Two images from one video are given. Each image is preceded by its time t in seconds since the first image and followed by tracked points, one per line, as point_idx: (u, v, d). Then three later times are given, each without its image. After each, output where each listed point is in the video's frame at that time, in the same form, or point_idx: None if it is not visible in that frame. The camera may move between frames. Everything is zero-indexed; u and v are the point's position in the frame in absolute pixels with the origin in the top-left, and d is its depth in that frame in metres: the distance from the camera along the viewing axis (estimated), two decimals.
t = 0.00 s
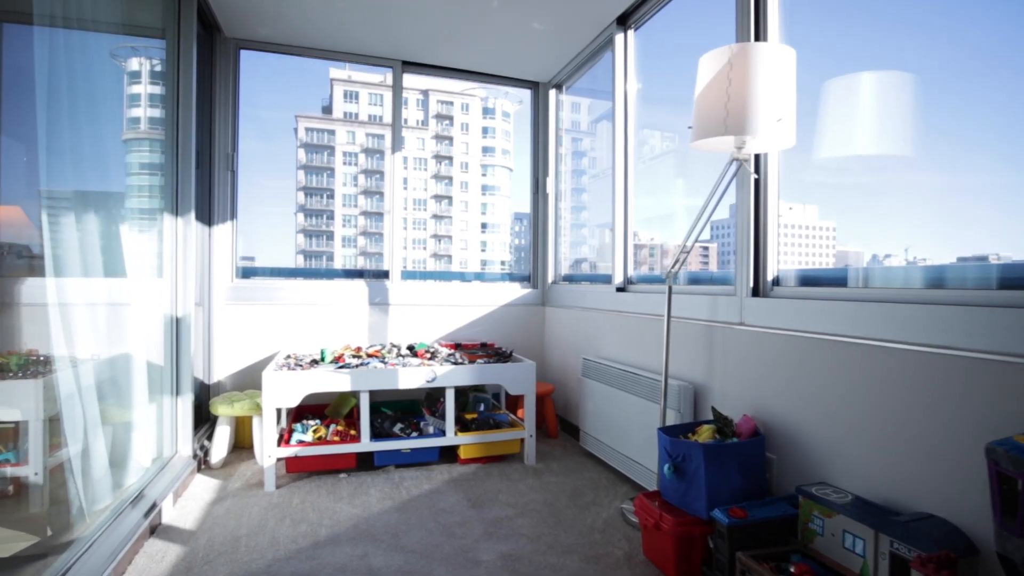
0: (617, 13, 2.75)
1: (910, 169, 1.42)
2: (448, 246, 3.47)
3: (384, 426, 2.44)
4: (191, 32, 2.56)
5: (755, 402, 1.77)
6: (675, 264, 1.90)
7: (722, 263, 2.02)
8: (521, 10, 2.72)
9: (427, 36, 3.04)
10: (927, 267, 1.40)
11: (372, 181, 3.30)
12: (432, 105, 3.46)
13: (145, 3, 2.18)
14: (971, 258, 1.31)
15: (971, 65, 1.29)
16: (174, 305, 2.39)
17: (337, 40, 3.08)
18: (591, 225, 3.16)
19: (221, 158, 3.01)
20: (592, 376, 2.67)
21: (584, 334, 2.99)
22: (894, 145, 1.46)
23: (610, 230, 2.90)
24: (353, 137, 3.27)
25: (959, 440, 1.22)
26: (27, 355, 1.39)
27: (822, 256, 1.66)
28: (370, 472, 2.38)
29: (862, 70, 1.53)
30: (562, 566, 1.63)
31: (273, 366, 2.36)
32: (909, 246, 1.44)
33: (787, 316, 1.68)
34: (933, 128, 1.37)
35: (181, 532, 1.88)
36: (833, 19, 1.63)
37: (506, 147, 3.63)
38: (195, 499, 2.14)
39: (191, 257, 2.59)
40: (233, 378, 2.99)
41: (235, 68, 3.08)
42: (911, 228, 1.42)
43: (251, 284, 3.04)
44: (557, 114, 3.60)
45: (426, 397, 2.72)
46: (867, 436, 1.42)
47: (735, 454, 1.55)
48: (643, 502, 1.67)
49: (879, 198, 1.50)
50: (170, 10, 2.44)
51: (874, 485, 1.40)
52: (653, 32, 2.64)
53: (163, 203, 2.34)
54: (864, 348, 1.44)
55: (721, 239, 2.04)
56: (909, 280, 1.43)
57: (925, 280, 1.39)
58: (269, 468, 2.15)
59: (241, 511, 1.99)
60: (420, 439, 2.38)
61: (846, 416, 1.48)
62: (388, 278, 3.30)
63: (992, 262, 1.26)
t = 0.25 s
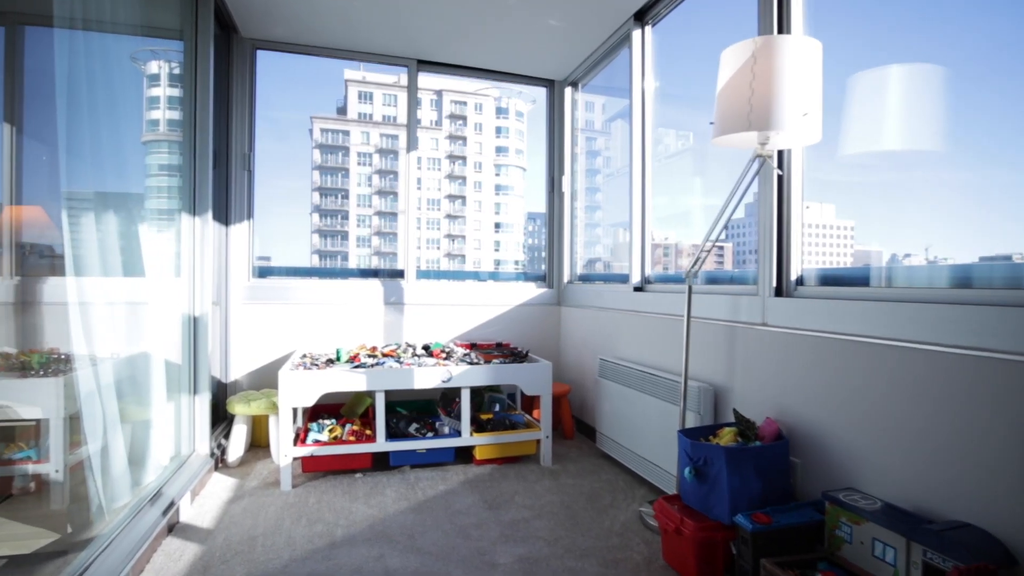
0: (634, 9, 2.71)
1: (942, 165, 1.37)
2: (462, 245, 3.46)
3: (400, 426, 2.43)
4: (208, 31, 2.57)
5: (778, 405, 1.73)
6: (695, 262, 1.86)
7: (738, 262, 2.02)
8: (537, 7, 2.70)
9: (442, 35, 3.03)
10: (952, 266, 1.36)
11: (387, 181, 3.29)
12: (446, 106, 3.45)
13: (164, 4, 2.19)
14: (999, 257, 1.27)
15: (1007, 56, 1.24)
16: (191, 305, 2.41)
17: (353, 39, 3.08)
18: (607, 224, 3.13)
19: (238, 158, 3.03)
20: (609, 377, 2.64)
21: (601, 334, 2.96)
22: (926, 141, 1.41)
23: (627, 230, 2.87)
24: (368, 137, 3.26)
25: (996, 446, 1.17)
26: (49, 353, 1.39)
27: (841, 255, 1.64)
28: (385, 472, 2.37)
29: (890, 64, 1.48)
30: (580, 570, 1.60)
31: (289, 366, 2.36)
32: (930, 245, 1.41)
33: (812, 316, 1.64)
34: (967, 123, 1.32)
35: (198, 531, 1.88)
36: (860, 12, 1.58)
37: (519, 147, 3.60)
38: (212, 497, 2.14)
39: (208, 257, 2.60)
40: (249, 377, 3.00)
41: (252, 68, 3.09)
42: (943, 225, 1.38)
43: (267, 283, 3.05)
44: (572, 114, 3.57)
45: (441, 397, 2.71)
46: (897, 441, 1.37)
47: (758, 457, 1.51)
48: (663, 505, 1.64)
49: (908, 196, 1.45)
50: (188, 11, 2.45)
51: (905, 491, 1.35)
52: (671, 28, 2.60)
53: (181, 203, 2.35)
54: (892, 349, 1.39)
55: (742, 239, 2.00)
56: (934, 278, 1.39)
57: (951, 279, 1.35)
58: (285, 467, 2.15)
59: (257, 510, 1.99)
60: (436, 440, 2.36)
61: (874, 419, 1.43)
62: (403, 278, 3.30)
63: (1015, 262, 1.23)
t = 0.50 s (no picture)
0: (654, 5, 2.67)
1: (979, 161, 1.32)
2: (477, 245, 3.44)
3: (417, 427, 2.42)
4: (227, 32, 2.59)
5: (805, 408, 1.68)
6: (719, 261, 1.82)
7: (756, 262, 2.00)
8: (555, 4, 2.67)
9: (459, 34, 3.01)
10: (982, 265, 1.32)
11: (402, 181, 3.29)
12: (461, 106, 3.43)
13: (183, 5, 2.20)
14: None
15: None
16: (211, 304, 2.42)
17: (370, 39, 3.08)
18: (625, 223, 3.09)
19: (257, 158, 3.04)
20: (627, 378, 2.60)
21: (619, 335, 2.92)
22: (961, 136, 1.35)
23: (646, 229, 2.82)
24: (383, 138, 3.26)
25: None
26: (72, 352, 1.40)
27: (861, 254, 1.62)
28: (403, 472, 2.36)
29: (922, 56, 1.43)
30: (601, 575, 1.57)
31: (307, 365, 2.36)
32: (953, 244, 1.38)
33: (840, 317, 1.58)
34: (1005, 116, 1.27)
35: (217, 530, 1.89)
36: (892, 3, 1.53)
37: (534, 147, 3.57)
38: (231, 496, 2.15)
39: (227, 256, 2.61)
40: (267, 377, 3.02)
41: (270, 68, 3.10)
42: (978, 224, 1.32)
43: (285, 283, 3.06)
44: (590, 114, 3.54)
45: (458, 397, 2.70)
46: (931, 447, 1.32)
47: (785, 462, 1.46)
48: (686, 510, 1.60)
49: (943, 193, 1.40)
50: (207, 11, 2.46)
51: (940, 499, 1.30)
52: (691, 24, 2.55)
53: (200, 203, 2.36)
54: (925, 351, 1.34)
55: (766, 238, 1.95)
56: (964, 278, 1.35)
57: (980, 279, 1.31)
58: (303, 467, 2.15)
59: (276, 510, 1.99)
60: (453, 440, 2.35)
61: (906, 424, 1.38)
62: (419, 278, 3.29)
63: None
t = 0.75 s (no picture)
0: None
1: None
2: (493, 245, 3.41)
3: (436, 427, 2.40)
4: (248, 32, 2.59)
5: (836, 412, 1.62)
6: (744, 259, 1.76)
7: (776, 261, 1.98)
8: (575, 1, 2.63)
9: (478, 32, 2.99)
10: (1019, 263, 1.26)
11: (420, 181, 3.28)
12: (478, 105, 3.41)
13: (205, 6, 2.21)
14: None
15: None
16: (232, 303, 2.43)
17: (389, 38, 3.07)
18: (646, 222, 3.04)
19: (276, 158, 3.05)
20: (648, 379, 2.56)
21: (640, 335, 2.87)
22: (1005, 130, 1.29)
23: (667, 228, 2.78)
24: (400, 138, 3.26)
25: None
26: (97, 350, 1.41)
27: (883, 254, 1.59)
28: (422, 473, 2.35)
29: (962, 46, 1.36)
30: None
31: (327, 365, 2.36)
32: (980, 243, 1.35)
33: (872, 318, 1.52)
34: None
35: (238, 529, 1.89)
36: None
37: (551, 146, 3.54)
38: (252, 495, 2.15)
39: (248, 256, 2.63)
40: (287, 376, 3.03)
41: (290, 68, 3.11)
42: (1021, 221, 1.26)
43: (304, 282, 3.07)
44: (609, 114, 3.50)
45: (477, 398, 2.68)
46: (971, 454, 1.26)
47: (816, 468, 1.42)
48: (712, 516, 1.56)
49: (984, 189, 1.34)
50: (228, 12, 2.47)
51: (982, 510, 1.24)
52: (715, 19, 2.49)
53: (222, 203, 2.37)
54: (964, 354, 1.28)
55: (794, 237, 1.90)
56: (997, 277, 1.30)
57: (1015, 278, 1.26)
58: (322, 466, 2.15)
59: (296, 509, 1.98)
60: (472, 441, 2.33)
61: (944, 430, 1.32)
62: (438, 277, 3.28)
63: None
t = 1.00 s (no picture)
0: None
1: None
2: (510, 245, 3.38)
3: (457, 427, 2.39)
4: (270, 32, 2.60)
5: (873, 417, 1.56)
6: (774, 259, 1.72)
7: (799, 260, 1.96)
8: None
9: (499, 29, 2.97)
10: None
11: (438, 181, 3.27)
12: (496, 105, 3.38)
13: (229, 8, 2.22)
14: None
15: None
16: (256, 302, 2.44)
17: (410, 37, 3.06)
18: (669, 221, 2.99)
19: (299, 157, 3.06)
20: (673, 380, 2.51)
21: (664, 336, 2.82)
22: None
23: (692, 226, 2.72)
24: (419, 139, 3.26)
25: None
26: (123, 348, 1.42)
27: (910, 252, 1.57)
28: (443, 473, 2.33)
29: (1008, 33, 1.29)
30: None
31: (348, 364, 2.36)
32: (1012, 243, 1.30)
33: (911, 318, 1.46)
34: None
35: (261, 527, 1.89)
36: None
37: (569, 146, 3.48)
38: (275, 493, 2.16)
39: (271, 255, 2.64)
40: (309, 374, 3.04)
41: (311, 69, 3.12)
42: None
43: (326, 281, 3.08)
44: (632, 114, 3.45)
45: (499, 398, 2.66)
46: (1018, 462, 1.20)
47: (853, 475, 1.36)
48: (742, 522, 1.52)
49: None
50: (251, 13, 2.49)
51: None
52: (742, 12, 2.43)
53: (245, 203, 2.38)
54: (1011, 357, 1.21)
55: (827, 235, 1.84)
56: None
57: None
58: (344, 465, 2.14)
59: (318, 508, 1.98)
60: (494, 442, 2.30)
61: (990, 437, 1.26)
62: (460, 277, 3.27)
63: None
